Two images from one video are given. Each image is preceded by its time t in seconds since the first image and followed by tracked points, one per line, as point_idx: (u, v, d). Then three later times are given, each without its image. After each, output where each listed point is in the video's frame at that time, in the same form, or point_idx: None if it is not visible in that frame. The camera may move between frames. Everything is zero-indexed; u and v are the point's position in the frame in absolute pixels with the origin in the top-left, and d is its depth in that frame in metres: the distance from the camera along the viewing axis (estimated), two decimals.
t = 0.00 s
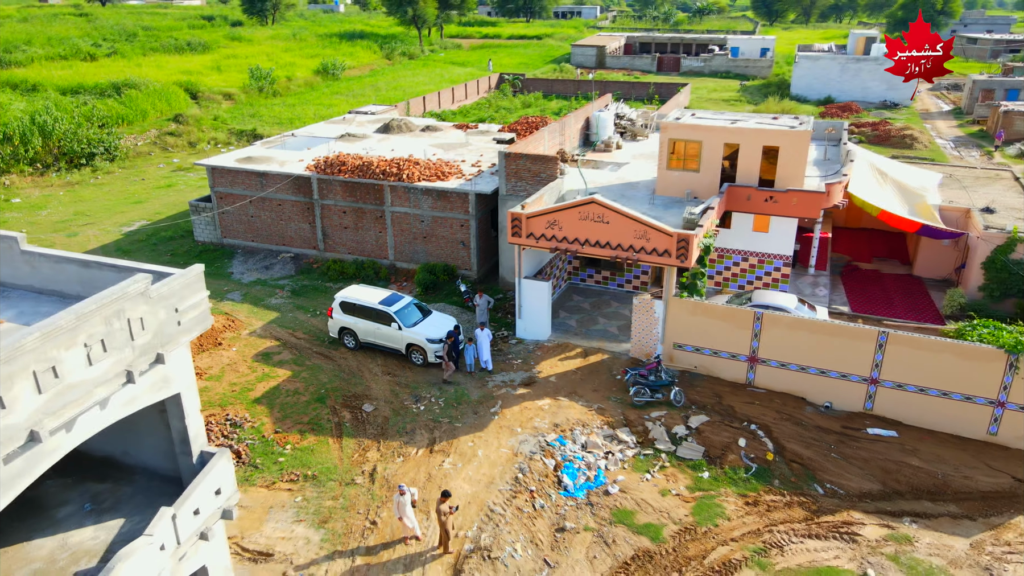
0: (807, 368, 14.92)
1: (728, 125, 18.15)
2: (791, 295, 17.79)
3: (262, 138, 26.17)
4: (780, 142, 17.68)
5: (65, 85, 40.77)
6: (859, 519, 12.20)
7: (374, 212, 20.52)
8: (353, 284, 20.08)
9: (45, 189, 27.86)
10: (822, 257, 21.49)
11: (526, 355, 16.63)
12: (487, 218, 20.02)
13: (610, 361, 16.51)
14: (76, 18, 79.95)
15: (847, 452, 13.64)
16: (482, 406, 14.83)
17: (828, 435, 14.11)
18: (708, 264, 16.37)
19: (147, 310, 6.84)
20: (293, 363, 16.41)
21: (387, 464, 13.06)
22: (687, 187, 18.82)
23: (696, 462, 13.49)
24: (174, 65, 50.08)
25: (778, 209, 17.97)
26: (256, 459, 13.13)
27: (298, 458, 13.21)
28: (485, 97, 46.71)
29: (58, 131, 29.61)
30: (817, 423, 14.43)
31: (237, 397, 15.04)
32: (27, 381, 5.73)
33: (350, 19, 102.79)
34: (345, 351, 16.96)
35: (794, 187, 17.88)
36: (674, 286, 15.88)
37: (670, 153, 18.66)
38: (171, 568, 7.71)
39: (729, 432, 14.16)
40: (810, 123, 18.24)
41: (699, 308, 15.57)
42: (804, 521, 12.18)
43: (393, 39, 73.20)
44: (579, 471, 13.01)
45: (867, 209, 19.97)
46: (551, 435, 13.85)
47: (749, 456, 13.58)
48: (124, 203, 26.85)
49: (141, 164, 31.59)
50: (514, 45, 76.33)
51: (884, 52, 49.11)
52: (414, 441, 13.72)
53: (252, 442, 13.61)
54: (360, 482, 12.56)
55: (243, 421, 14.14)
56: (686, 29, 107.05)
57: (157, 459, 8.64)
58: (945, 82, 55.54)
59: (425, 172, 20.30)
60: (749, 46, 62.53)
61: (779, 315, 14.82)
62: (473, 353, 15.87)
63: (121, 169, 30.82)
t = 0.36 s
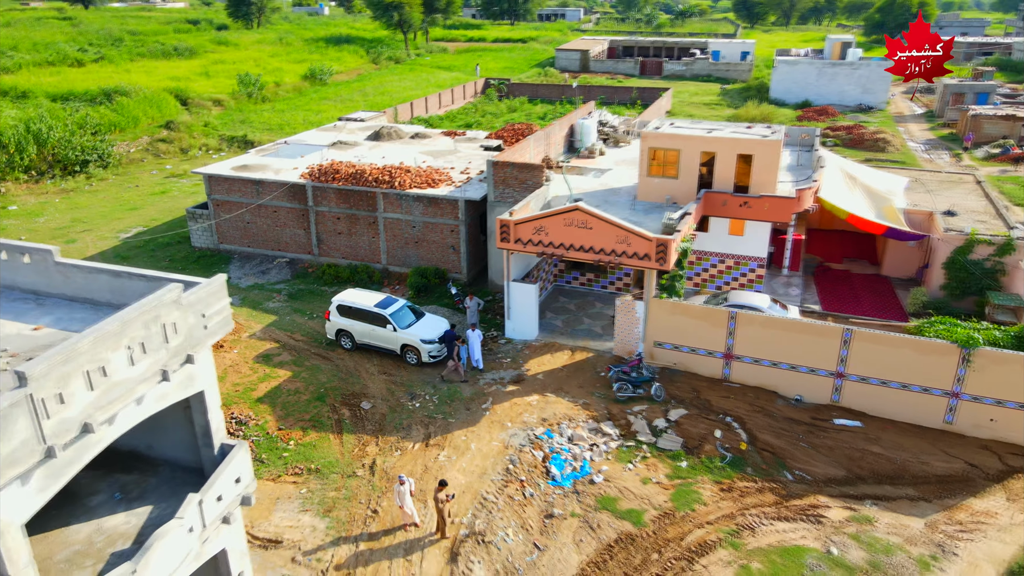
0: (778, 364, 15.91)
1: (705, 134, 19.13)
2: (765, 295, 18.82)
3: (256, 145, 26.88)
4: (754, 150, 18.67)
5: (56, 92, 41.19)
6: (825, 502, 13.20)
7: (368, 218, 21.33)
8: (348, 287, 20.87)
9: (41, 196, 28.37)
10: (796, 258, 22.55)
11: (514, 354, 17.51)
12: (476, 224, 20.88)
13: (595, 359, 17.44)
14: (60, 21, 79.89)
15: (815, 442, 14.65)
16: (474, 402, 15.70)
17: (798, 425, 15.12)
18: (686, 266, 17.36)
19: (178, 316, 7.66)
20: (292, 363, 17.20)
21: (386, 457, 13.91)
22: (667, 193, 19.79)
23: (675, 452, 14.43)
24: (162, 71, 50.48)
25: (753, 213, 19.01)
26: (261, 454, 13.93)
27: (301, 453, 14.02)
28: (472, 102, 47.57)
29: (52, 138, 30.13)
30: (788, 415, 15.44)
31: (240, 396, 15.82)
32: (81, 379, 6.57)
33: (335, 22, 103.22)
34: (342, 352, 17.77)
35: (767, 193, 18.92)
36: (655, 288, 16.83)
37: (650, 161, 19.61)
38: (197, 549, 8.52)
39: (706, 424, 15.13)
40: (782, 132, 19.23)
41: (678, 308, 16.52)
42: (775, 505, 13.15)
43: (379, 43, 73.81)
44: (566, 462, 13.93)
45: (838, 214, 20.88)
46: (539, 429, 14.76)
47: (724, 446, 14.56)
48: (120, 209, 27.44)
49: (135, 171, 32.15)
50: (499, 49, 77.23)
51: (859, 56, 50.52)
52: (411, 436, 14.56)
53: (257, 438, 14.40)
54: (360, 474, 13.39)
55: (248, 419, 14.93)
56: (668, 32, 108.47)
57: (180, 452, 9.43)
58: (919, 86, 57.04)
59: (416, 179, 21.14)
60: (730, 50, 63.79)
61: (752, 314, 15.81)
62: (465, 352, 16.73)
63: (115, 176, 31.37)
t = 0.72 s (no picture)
0: (749, 360, 16.96)
1: (679, 143, 20.15)
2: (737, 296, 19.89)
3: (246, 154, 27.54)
4: (725, 158, 19.72)
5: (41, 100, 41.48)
6: (790, 488, 14.25)
7: (358, 225, 22.11)
8: (339, 292, 21.65)
9: (32, 204, 28.83)
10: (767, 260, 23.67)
11: (500, 354, 18.41)
12: (462, 230, 21.74)
13: (577, 358, 18.39)
14: (40, 26, 79.73)
15: (783, 432, 15.71)
16: (463, 400, 16.58)
17: (767, 417, 16.17)
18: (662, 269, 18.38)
19: (201, 322, 8.50)
20: (288, 365, 17.99)
21: (381, 452, 14.76)
22: (644, 199, 20.80)
23: (652, 444, 15.42)
24: (146, 78, 50.81)
25: (725, 218, 20.09)
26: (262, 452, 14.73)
27: (300, 449, 14.83)
28: (455, 107, 48.44)
29: (42, 147, 30.58)
30: (757, 408, 16.50)
31: (240, 397, 16.59)
32: (120, 380, 7.41)
33: (316, 25, 103.63)
34: (336, 354, 18.58)
35: (738, 199, 20.01)
36: (633, 290, 17.82)
37: (628, 169, 20.59)
38: (215, 535, 9.35)
39: (681, 417, 16.15)
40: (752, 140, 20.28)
41: (654, 309, 17.52)
42: (745, 491, 14.17)
43: (361, 47, 74.36)
44: (551, 454, 14.87)
45: (806, 218, 21.95)
46: (525, 424, 15.68)
47: (698, 438, 15.58)
48: (111, 217, 27.99)
49: (124, 178, 32.65)
50: (481, 53, 78.15)
51: (831, 61, 52.02)
52: (404, 433, 15.41)
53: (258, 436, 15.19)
54: (358, 469, 14.23)
55: (249, 419, 15.72)
56: (647, 35, 110.05)
57: (196, 447, 10.23)
58: (889, 89, 58.83)
59: (404, 187, 21.95)
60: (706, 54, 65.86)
61: (723, 314, 16.84)
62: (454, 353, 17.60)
63: (104, 184, 31.85)
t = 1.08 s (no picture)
0: (725, 357, 17.99)
1: (659, 151, 21.14)
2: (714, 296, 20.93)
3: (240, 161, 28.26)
4: (702, 166, 20.73)
5: (31, 107, 41.92)
6: (763, 475, 15.27)
7: (351, 230, 22.94)
8: (334, 295, 22.47)
9: (29, 211, 29.40)
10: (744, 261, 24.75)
11: (490, 353, 19.32)
12: (452, 235, 22.62)
13: (563, 356, 19.35)
14: (24, 31, 79.75)
15: (757, 424, 16.75)
16: (455, 397, 17.48)
17: (742, 410, 17.21)
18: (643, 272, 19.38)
19: (222, 326, 9.36)
20: (288, 366, 18.81)
21: (379, 447, 15.64)
22: (626, 205, 21.81)
23: (635, 437, 16.40)
24: (134, 83, 51.24)
25: (703, 222, 21.09)
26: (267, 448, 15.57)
27: (303, 445, 15.68)
28: (442, 112, 49.29)
29: (36, 155, 31.12)
30: (733, 401, 17.54)
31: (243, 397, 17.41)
32: (153, 378, 8.27)
33: (301, 29, 104.09)
34: (333, 355, 19.42)
35: (715, 204, 21.03)
36: (615, 291, 18.79)
37: (610, 176, 21.58)
38: (234, 520, 10.20)
39: (662, 411, 17.15)
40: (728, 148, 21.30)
41: (636, 310, 18.51)
42: (721, 479, 15.18)
43: (347, 52, 74.99)
44: (539, 447, 15.80)
45: (780, 221, 23.02)
46: (515, 419, 16.61)
47: (678, 430, 16.58)
48: (107, 223, 28.63)
49: (117, 185, 33.24)
50: (467, 57, 79.00)
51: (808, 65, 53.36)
52: (401, 428, 16.29)
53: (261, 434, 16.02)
54: (358, 462, 15.11)
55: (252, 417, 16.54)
56: (631, 37, 111.44)
57: (212, 441, 11.06)
58: (865, 92, 60.38)
59: (395, 194, 22.79)
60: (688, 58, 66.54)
61: (701, 313, 17.85)
62: (445, 353, 18.48)
63: (98, 190, 32.43)
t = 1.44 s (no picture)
0: (709, 355, 18.99)
1: (646, 159, 22.14)
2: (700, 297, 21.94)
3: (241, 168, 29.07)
4: (688, 173, 21.74)
5: (31, 114, 42.56)
6: (743, 466, 16.28)
7: (351, 235, 23.82)
8: (335, 298, 23.36)
9: (34, 217, 30.14)
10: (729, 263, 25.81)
11: (487, 353, 20.26)
12: (449, 239, 23.54)
13: (556, 355, 20.32)
14: (18, 35, 80.11)
15: (739, 418, 17.77)
16: (454, 395, 18.41)
17: (725, 406, 18.22)
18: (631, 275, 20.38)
19: (245, 328, 10.28)
20: (294, 366, 19.70)
21: (383, 441, 16.57)
22: (615, 210, 22.81)
23: (624, 431, 17.38)
24: (131, 89, 51.89)
25: (688, 227, 22.12)
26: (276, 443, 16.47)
27: (310, 441, 16.59)
28: (436, 117, 50.21)
29: (40, 162, 31.85)
30: (717, 397, 18.57)
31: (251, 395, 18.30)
32: (188, 376, 9.18)
33: (293, 32, 104.77)
34: (337, 356, 20.32)
35: (700, 210, 22.06)
36: (605, 294, 19.76)
37: (600, 183, 22.57)
38: (255, 506, 11.12)
39: (650, 406, 18.15)
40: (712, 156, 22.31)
41: (625, 311, 19.48)
42: (704, 469, 16.18)
43: (341, 56, 75.68)
44: (534, 441, 16.75)
45: (762, 225, 24.07)
46: (511, 415, 17.55)
47: (664, 424, 17.58)
48: (112, 228, 29.41)
49: (119, 190, 33.99)
50: (459, 60, 79.89)
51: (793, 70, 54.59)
52: (403, 424, 17.22)
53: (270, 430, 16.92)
54: (363, 456, 16.04)
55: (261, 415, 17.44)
56: (621, 40, 112.52)
57: (233, 435, 11.97)
58: (849, 96, 61.67)
59: (394, 201, 23.68)
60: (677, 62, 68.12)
61: (686, 314, 18.84)
62: (444, 353, 19.41)
63: (101, 196, 33.18)
